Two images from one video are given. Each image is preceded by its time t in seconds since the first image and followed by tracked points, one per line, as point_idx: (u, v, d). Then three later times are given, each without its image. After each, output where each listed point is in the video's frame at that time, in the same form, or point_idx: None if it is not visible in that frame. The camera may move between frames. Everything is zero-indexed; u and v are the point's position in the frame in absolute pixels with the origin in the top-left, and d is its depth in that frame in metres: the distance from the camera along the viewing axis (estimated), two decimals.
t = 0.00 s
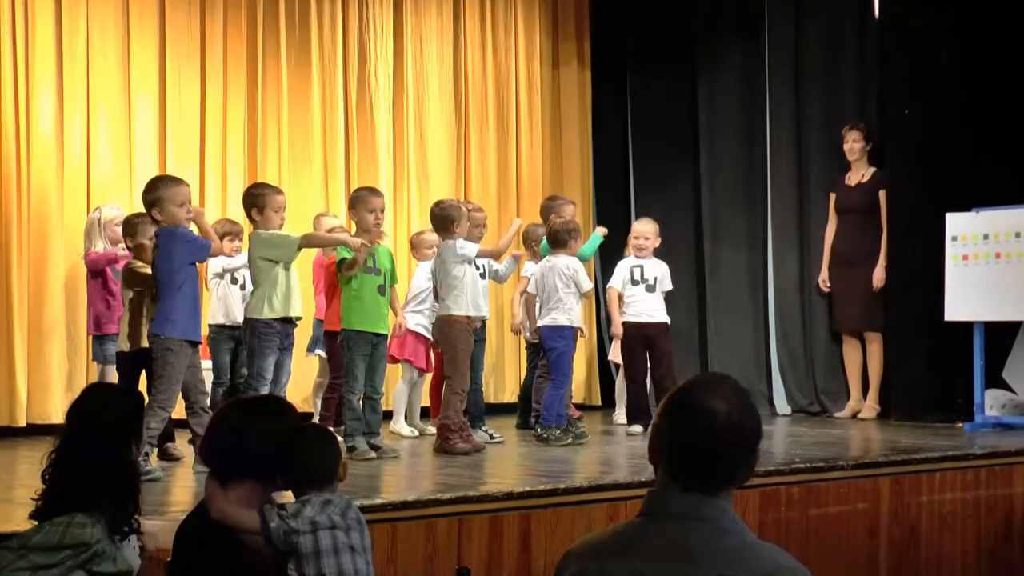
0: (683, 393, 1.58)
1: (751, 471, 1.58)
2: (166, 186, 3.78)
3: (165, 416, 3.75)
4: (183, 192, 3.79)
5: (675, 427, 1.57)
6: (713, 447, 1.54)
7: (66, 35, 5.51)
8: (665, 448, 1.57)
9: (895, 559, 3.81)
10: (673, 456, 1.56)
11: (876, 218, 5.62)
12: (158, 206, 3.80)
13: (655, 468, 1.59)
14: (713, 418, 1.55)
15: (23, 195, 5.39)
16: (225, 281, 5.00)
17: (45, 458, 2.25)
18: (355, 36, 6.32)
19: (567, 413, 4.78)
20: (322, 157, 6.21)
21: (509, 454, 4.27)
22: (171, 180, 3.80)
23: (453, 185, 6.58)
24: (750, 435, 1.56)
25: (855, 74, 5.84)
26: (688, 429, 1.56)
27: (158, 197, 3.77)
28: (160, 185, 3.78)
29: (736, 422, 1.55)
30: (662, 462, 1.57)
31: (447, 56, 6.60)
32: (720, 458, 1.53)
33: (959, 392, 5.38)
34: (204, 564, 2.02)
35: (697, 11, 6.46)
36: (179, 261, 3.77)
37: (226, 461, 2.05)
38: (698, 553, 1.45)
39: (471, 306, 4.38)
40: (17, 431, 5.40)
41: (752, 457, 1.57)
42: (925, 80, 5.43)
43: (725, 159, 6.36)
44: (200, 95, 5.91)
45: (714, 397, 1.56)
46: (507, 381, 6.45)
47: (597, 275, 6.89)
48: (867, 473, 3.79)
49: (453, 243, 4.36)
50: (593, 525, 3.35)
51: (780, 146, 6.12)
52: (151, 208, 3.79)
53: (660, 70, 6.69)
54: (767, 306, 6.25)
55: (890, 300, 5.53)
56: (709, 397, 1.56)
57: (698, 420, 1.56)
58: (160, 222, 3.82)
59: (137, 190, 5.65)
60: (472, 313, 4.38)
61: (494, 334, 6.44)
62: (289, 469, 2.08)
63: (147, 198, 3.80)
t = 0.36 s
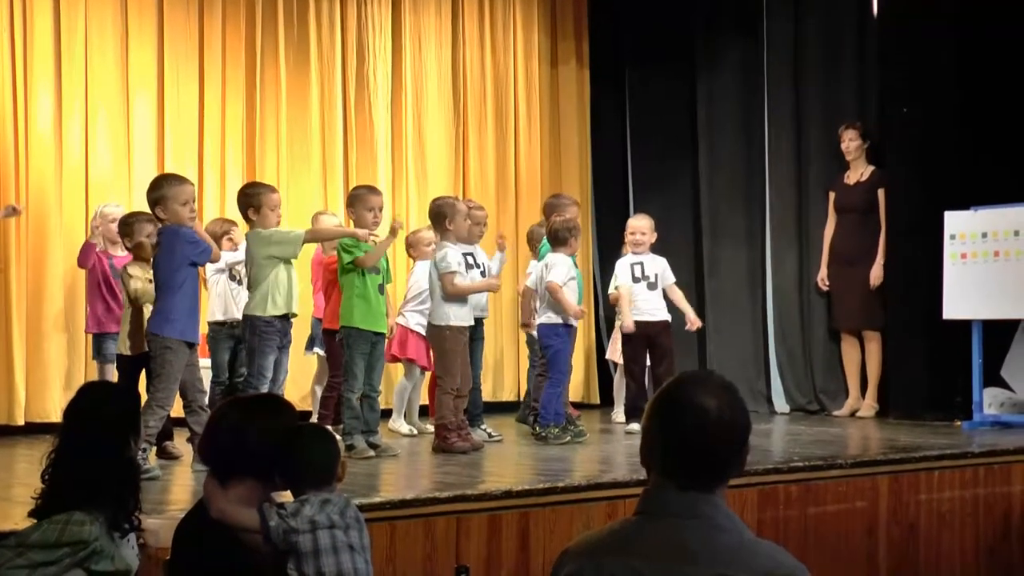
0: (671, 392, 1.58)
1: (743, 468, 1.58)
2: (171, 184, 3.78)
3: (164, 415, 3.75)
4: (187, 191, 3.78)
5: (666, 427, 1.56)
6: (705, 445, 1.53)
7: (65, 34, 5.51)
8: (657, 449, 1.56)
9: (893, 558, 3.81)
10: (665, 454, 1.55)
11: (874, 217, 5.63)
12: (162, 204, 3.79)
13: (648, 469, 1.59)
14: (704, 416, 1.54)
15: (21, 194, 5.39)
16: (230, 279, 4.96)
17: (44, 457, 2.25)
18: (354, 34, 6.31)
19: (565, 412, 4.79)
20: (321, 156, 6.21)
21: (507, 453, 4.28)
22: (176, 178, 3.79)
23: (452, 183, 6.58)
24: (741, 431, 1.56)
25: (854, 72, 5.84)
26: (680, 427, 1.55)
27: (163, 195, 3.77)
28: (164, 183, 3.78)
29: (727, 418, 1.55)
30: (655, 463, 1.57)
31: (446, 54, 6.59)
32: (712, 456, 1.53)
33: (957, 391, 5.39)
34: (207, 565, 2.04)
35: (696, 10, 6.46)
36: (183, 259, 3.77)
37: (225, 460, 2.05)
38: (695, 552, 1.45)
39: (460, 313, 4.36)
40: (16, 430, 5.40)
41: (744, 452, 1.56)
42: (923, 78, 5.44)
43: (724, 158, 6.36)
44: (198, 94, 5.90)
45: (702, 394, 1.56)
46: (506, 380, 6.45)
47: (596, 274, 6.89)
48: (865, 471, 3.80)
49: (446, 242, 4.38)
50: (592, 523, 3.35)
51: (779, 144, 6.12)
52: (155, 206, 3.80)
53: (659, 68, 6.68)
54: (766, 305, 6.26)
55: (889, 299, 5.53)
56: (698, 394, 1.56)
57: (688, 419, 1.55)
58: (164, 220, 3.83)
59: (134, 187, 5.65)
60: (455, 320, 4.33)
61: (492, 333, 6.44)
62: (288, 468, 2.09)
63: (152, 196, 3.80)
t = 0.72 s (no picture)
0: (671, 392, 1.58)
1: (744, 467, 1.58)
2: (172, 183, 3.76)
3: (162, 414, 3.75)
4: (189, 190, 3.78)
5: (666, 427, 1.56)
6: (706, 445, 1.53)
7: (64, 34, 5.51)
8: (658, 450, 1.56)
9: (893, 558, 3.81)
10: (665, 454, 1.55)
11: (873, 216, 5.63)
12: (164, 203, 3.77)
13: (648, 471, 1.58)
14: (704, 416, 1.55)
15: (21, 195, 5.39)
16: (229, 279, 4.92)
17: (42, 456, 2.25)
18: (353, 34, 6.31)
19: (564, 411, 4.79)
20: (320, 157, 6.20)
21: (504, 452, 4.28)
22: (177, 177, 3.78)
23: (451, 183, 6.58)
24: (742, 430, 1.56)
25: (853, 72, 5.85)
26: (680, 426, 1.55)
27: (165, 194, 3.75)
28: (166, 182, 3.76)
29: (727, 417, 1.55)
30: (656, 463, 1.56)
31: (445, 54, 6.59)
32: (715, 455, 1.53)
33: (957, 390, 5.39)
34: (208, 563, 2.01)
35: (695, 9, 6.44)
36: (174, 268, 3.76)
37: (225, 458, 2.04)
38: (695, 551, 1.45)
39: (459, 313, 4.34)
40: (15, 429, 5.40)
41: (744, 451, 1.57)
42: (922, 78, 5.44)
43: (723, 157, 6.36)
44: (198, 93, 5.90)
45: (702, 394, 1.56)
46: (505, 379, 6.45)
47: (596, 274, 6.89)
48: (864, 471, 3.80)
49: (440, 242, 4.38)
50: (591, 522, 3.34)
51: (778, 144, 6.12)
52: (158, 203, 3.77)
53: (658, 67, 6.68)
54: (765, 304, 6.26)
55: (888, 298, 5.54)
56: (698, 394, 1.56)
57: (689, 418, 1.55)
58: (167, 220, 3.81)
59: (133, 186, 5.65)
60: (452, 319, 4.31)
61: (491, 333, 6.45)
62: (288, 468, 2.09)
63: (154, 195, 3.78)
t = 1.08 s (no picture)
0: (679, 395, 1.59)
1: (752, 469, 1.59)
2: (172, 184, 3.77)
3: (162, 414, 3.76)
4: (189, 191, 3.78)
5: (674, 429, 1.58)
6: (712, 447, 1.55)
7: (64, 33, 5.51)
8: (665, 451, 1.57)
9: (893, 557, 3.81)
10: (673, 456, 1.56)
11: (873, 216, 5.63)
12: (163, 203, 3.78)
13: (655, 470, 1.60)
14: (711, 418, 1.56)
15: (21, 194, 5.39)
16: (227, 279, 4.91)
17: (42, 456, 2.25)
18: (353, 34, 6.31)
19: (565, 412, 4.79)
20: (320, 157, 6.21)
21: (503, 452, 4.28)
22: (177, 178, 3.78)
23: (451, 183, 6.58)
24: (749, 433, 1.57)
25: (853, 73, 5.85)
26: (687, 430, 1.57)
27: (165, 195, 3.76)
28: (166, 183, 3.77)
29: (733, 422, 1.56)
30: (663, 464, 1.58)
31: (445, 54, 6.59)
32: (720, 459, 1.55)
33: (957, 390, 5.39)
34: (210, 564, 2.01)
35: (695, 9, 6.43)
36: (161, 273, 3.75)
37: (226, 458, 2.04)
38: (695, 552, 1.45)
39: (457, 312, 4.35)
40: (15, 429, 5.40)
41: (750, 456, 1.58)
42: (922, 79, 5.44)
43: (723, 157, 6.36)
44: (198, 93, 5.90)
45: (710, 396, 1.57)
46: (505, 379, 6.46)
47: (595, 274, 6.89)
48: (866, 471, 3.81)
49: (438, 244, 4.39)
50: (591, 523, 3.34)
51: (778, 144, 6.12)
52: (157, 204, 3.77)
53: (658, 68, 6.68)
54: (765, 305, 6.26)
55: (887, 298, 5.54)
56: (706, 396, 1.57)
57: (697, 420, 1.57)
58: (165, 220, 3.80)
59: (133, 186, 5.65)
60: (447, 319, 4.31)
61: (492, 333, 6.45)
62: (289, 469, 2.09)
63: (153, 195, 3.79)
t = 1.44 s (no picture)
0: (680, 396, 1.60)
1: (753, 469, 1.59)
2: (168, 185, 3.78)
3: (162, 415, 3.76)
4: (186, 190, 3.78)
5: (674, 430, 1.58)
6: (712, 448, 1.55)
7: (64, 33, 5.51)
8: (665, 452, 1.58)
9: (893, 558, 3.81)
10: (674, 457, 1.57)
11: (873, 217, 5.64)
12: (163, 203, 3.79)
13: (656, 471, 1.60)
14: (711, 419, 1.57)
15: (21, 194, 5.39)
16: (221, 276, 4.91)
17: (42, 457, 2.25)
18: (353, 35, 6.31)
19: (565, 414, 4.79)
20: (320, 157, 6.21)
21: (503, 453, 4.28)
22: (173, 179, 3.79)
23: (451, 184, 6.58)
24: (749, 433, 1.58)
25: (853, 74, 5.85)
26: (688, 431, 1.57)
27: (162, 195, 3.78)
28: (164, 184, 3.79)
29: (733, 423, 1.57)
30: (664, 465, 1.58)
31: (445, 54, 6.60)
32: (719, 459, 1.55)
33: (957, 391, 5.39)
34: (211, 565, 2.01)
35: (695, 9, 6.47)
36: (152, 271, 3.76)
37: (228, 457, 2.05)
38: (696, 554, 1.45)
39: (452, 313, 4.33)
40: (16, 430, 5.40)
41: (750, 458, 1.58)
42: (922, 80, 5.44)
43: (723, 158, 6.36)
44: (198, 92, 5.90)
45: (709, 398, 1.58)
46: (505, 380, 6.46)
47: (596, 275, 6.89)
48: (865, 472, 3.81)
49: (438, 243, 4.40)
50: (592, 523, 3.34)
51: (777, 145, 6.12)
52: (158, 204, 3.79)
53: (658, 68, 6.68)
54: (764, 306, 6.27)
55: (887, 299, 5.54)
56: (706, 398, 1.58)
57: (695, 421, 1.57)
58: (165, 218, 3.82)
59: (133, 186, 5.65)
60: (446, 319, 4.31)
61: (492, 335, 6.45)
62: (294, 468, 2.08)
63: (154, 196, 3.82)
